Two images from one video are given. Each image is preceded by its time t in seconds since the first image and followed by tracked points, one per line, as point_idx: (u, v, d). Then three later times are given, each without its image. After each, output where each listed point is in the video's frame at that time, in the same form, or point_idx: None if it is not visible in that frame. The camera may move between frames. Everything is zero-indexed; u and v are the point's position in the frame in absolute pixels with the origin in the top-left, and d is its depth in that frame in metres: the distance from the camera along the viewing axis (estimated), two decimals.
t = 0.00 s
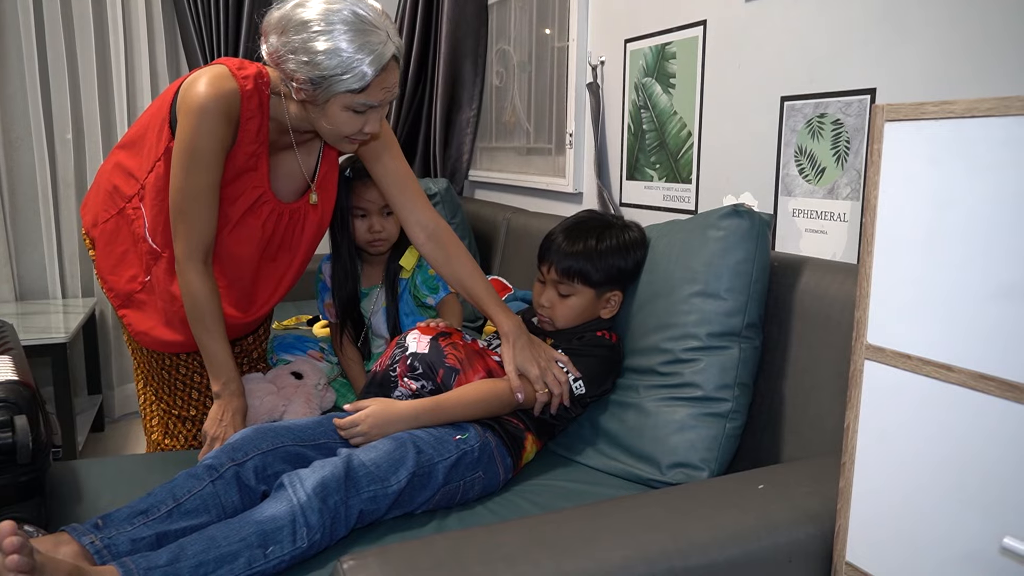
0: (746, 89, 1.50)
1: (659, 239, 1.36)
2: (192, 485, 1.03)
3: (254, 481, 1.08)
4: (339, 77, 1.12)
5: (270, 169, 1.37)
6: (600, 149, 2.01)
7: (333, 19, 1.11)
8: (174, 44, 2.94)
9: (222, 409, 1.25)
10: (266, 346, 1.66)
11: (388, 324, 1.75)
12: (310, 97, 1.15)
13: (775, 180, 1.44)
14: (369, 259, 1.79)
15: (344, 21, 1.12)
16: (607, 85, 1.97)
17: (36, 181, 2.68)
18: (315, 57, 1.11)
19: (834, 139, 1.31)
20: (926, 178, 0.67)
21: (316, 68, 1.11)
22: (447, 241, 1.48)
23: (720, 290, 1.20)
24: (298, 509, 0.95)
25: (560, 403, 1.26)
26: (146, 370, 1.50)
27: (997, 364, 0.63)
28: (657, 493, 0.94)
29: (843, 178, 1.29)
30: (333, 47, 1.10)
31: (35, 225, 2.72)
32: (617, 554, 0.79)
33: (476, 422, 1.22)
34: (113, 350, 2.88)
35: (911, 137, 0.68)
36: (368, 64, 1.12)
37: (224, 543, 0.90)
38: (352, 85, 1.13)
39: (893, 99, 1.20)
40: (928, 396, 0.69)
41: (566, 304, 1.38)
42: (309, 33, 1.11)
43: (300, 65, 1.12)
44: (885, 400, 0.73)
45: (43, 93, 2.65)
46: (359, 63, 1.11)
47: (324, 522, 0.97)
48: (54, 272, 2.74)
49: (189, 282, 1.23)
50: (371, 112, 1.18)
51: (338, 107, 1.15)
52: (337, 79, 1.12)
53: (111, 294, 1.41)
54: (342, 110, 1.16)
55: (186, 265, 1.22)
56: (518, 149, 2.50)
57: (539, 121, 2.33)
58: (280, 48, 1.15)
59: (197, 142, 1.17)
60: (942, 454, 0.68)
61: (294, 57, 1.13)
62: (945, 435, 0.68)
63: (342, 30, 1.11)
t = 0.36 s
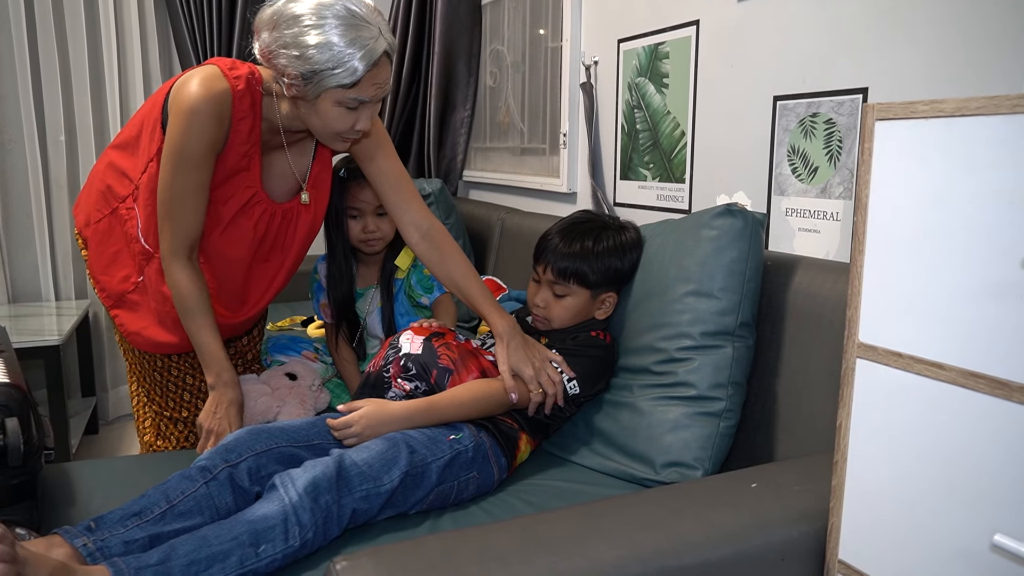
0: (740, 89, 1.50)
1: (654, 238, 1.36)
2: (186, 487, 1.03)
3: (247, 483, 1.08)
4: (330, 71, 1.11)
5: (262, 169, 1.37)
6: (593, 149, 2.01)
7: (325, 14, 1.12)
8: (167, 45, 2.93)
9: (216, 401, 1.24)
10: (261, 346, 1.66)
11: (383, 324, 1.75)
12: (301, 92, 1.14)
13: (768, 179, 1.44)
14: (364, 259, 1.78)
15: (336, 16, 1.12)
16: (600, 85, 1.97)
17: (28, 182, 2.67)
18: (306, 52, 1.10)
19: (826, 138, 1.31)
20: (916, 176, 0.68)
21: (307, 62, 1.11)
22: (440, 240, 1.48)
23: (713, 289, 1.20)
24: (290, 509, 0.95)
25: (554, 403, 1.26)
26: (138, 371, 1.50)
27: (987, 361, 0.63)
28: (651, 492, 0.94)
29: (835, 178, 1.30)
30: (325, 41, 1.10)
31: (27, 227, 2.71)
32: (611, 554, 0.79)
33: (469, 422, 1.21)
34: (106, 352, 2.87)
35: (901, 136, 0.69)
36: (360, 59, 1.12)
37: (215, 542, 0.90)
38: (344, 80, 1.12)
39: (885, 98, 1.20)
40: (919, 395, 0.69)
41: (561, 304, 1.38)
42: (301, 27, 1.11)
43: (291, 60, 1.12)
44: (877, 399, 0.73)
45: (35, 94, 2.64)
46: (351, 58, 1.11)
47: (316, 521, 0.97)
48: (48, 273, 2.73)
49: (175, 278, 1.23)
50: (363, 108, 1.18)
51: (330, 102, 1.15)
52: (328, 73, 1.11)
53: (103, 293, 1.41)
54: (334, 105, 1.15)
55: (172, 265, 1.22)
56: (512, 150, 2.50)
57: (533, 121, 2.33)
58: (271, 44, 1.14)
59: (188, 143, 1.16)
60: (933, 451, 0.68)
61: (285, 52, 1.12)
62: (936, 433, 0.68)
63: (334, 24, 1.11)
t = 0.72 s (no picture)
0: (736, 88, 1.50)
1: (650, 237, 1.36)
2: (181, 487, 1.03)
3: (243, 482, 1.07)
4: (330, 70, 1.11)
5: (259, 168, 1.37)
6: (590, 148, 2.01)
7: (323, 13, 1.11)
8: (162, 44, 2.92)
9: (322, 312, 1.29)
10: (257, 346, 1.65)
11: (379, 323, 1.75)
12: (301, 92, 1.14)
13: (764, 178, 1.45)
14: (361, 258, 1.78)
15: (332, 14, 1.11)
16: (596, 85, 1.97)
17: (22, 182, 2.66)
18: (306, 51, 1.10)
19: (822, 137, 1.31)
20: (912, 174, 0.68)
21: (307, 62, 1.11)
22: (436, 240, 1.48)
23: (709, 288, 1.20)
24: (274, 499, 0.96)
25: (550, 402, 1.26)
26: (133, 372, 1.49)
27: (981, 360, 0.63)
28: (647, 491, 0.94)
29: (831, 177, 1.30)
30: (323, 40, 1.10)
31: (22, 227, 2.70)
32: (607, 553, 0.79)
33: (465, 421, 1.21)
34: (102, 352, 2.86)
35: (896, 135, 0.69)
36: (359, 57, 1.12)
37: (200, 531, 0.91)
38: (344, 78, 1.12)
39: (880, 98, 1.20)
40: (914, 393, 0.69)
41: (557, 303, 1.38)
42: (299, 27, 1.11)
43: (290, 60, 1.12)
44: (871, 397, 0.74)
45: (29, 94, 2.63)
46: (351, 56, 1.11)
47: (302, 509, 0.97)
48: (42, 274, 2.72)
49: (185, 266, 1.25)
50: (363, 105, 1.18)
51: (330, 101, 1.15)
52: (328, 72, 1.11)
53: (98, 294, 1.40)
54: (334, 104, 1.15)
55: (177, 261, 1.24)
56: (508, 149, 2.50)
57: (529, 121, 2.33)
58: (269, 44, 1.14)
59: (183, 143, 1.16)
60: (928, 451, 0.69)
61: (284, 51, 1.12)
62: (932, 431, 0.68)
63: (331, 23, 1.11)
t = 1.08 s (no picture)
0: (735, 91, 1.50)
1: (649, 240, 1.36)
2: (179, 489, 1.03)
3: (241, 484, 1.07)
4: (331, 76, 1.11)
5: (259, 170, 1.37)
6: (588, 151, 2.01)
7: (324, 18, 1.11)
8: (161, 45, 2.92)
9: (318, 318, 1.30)
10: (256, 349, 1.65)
11: (377, 325, 1.75)
12: (301, 96, 1.14)
13: (763, 181, 1.45)
14: (359, 260, 1.79)
15: (334, 20, 1.11)
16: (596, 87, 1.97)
17: (20, 183, 2.65)
18: (307, 57, 1.10)
19: (821, 141, 1.31)
20: (911, 179, 0.68)
21: (309, 67, 1.11)
22: (435, 242, 1.48)
23: (708, 291, 1.20)
24: (272, 501, 0.96)
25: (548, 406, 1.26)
26: (132, 374, 1.49)
27: (980, 364, 0.63)
28: (646, 494, 0.94)
29: (829, 180, 1.30)
30: (325, 46, 1.10)
31: (19, 228, 2.69)
32: (605, 556, 0.79)
33: (464, 424, 1.21)
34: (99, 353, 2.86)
35: (896, 140, 0.69)
36: (361, 64, 1.12)
37: (198, 532, 0.91)
38: (345, 84, 1.12)
39: (879, 101, 1.21)
40: (912, 397, 0.69)
41: (555, 306, 1.38)
42: (301, 32, 1.11)
43: (292, 65, 1.12)
44: (870, 400, 0.74)
45: (28, 94, 2.62)
46: (352, 62, 1.11)
47: (299, 512, 0.97)
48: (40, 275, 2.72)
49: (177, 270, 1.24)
50: (364, 110, 1.18)
51: (331, 106, 1.15)
52: (330, 78, 1.11)
53: (96, 296, 1.40)
54: (336, 109, 1.15)
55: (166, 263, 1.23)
56: (507, 151, 2.50)
57: (528, 123, 2.33)
58: (270, 48, 1.14)
59: (181, 146, 1.16)
60: (927, 455, 0.69)
61: (286, 56, 1.12)
62: (930, 436, 0.68)
63: (333, 28, 1.11)
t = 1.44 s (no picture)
0: (738, 95, 1.50)
1: (651, 243, 1.36)
2: (181, 491, 1.02)
3: (243, 487, 1.07)
4: (335, 79, 1.11)
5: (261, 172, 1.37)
6: (591, 154, 2.01)
7: (328, 20, 1.11)
8: (164, 46, 2.93)
9: (308, 331, 1.32)
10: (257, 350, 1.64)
11: (379, 328, 1.75)
12: (305, 99, 1.14)
13: (765, 185, 1.45)
14: (361, 262, 1.79)
15: (338, 23, 1.11)
16: (598, 90, 1.97)
17: (22, 183, 2.66)
18: (311, 59, 1.10)
19: (823, 145, 1.31)
20: (916, 185, 0.68)
21: (311, 70, 1.11)
22: (436, 243, 1.48)
23: (711, 295, 1.20)
24: (274, 504, 0.96)
25: (550, 408, 1.27)
26: (133, 375, 1.49)
27: (984, 370, 0.63)
28: (648, 498, 0.94)
29: (832, 185, 1.30)
30: (328, 49, 1.10)
31: (21, 229, 2.69)
32: (607, 560, 0.79)
33: (465, 426, 1.21)
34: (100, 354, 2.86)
35: (901, 144, 0.69)
36: (364, 67, 1.12)
37: (199, 534, 0.91)
38: (348, 87, 1.12)
39: (883, 106, 1.21)
40: (916, 402, 0.69)
41: (556, 308, 1.38)
42: (304, 35, 1.11)
43: (296, 67, 1.12)
44: (874, 406, 0.74)
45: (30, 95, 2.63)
46: (355, 65, 1.11)
47: (302, 515, 0.97)
48: (42, 275, 2.72)
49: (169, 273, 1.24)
50: (367, 113, 1.18)
51: (335, 108, 1.15)
52: (333, 81, 1.11)
53: (98, 297, 1.40)
54: (338, 111, 1.15)
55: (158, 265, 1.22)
56: (509, 153, 2.50)
57: (530, 126, 2.33)
58: (274, 50, 1.14)
59: (182, 147, 1.16)
60: (930, 461, 0.69)
61: (289, 59, 1.12)
62: (935, 441, 0.68)
63: (336, 31, 1.11)
